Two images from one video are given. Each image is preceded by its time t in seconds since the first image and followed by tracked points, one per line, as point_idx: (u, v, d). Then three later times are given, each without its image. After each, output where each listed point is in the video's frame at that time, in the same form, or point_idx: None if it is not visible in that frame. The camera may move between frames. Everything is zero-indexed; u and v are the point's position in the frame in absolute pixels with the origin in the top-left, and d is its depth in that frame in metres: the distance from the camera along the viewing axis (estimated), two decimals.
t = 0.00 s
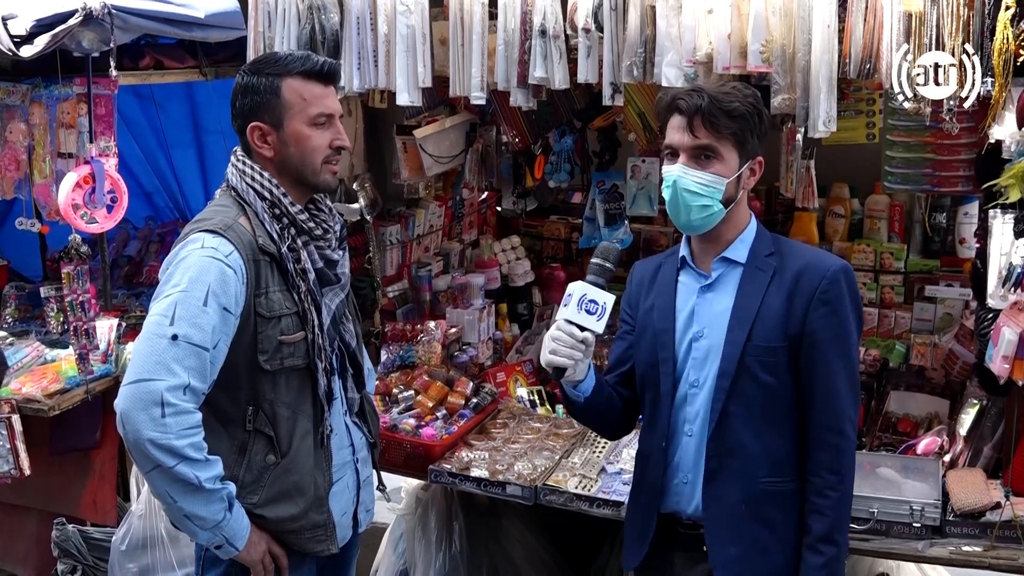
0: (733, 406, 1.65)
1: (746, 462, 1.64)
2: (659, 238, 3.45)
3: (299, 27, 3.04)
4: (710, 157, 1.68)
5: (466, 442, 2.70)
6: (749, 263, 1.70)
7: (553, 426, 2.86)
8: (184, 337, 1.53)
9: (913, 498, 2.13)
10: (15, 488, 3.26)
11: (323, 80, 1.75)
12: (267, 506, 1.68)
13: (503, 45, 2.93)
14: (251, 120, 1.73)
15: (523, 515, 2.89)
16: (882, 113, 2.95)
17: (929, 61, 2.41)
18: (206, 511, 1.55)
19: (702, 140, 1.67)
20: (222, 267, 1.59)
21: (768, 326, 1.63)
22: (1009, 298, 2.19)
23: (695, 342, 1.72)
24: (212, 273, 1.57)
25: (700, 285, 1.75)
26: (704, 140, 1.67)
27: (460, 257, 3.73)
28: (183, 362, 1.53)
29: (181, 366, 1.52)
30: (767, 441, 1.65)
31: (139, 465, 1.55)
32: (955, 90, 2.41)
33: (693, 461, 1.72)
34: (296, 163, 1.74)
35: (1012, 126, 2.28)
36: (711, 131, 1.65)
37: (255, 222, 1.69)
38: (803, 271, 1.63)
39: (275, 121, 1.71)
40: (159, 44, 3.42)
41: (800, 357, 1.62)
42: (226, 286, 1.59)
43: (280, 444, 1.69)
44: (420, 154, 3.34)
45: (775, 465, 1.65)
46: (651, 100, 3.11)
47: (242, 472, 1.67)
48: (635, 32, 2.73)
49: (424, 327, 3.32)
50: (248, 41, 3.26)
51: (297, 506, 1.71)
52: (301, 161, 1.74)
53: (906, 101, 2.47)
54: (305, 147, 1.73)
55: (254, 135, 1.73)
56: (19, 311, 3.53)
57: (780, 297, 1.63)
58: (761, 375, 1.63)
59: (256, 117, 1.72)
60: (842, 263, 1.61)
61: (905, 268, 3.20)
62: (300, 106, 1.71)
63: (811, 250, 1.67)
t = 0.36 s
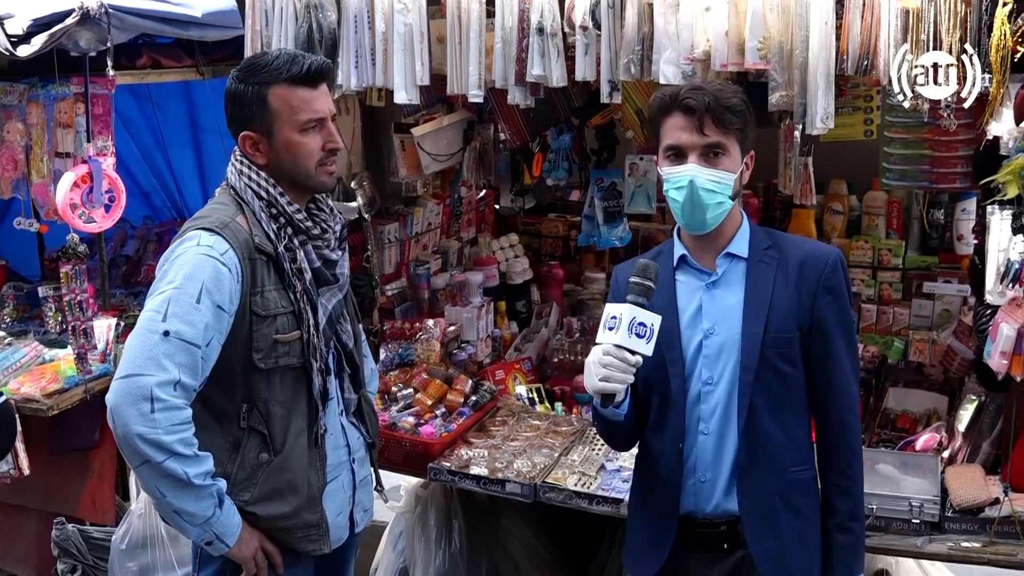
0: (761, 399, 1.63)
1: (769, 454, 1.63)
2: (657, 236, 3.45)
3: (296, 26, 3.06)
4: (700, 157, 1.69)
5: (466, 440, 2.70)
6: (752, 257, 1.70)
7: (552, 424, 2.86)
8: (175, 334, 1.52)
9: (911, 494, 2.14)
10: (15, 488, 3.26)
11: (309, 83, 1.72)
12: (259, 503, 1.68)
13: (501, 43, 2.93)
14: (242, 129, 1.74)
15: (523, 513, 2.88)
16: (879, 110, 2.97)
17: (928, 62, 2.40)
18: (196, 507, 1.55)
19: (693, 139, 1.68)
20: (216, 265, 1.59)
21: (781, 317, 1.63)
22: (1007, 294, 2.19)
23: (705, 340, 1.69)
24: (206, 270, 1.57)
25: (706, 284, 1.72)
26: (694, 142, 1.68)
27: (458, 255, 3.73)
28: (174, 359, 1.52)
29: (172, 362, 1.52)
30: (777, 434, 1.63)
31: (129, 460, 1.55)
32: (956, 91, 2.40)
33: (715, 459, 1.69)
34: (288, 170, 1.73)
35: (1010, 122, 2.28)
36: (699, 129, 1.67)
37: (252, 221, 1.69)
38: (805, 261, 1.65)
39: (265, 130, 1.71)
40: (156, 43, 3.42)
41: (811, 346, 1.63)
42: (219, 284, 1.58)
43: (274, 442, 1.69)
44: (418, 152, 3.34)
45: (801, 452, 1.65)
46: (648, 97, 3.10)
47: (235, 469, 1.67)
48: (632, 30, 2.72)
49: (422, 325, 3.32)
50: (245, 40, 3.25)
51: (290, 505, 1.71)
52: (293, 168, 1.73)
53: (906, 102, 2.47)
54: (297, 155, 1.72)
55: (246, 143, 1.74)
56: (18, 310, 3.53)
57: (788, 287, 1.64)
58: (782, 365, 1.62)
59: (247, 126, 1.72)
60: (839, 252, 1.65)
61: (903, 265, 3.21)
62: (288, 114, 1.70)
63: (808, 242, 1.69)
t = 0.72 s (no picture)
0: (759, 392, 1.63)
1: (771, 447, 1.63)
2: (657, 232, 3.42)
3: (296, 23, 3.07)
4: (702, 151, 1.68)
5: (467, 436, 2.71)
6: (750, 251, 1.70)
7: (553, 420, 2.86)
8: (175, 329, 1.52)
9: (913, 489, 2.14)
10: (19, 486, 3.28)
11: (306, 83, 1.71)
12: (262, 498, 1.68)
13: (501, 39, 2.93)
14: (241, 129, 1.74)
15: (524, 508, 2.86)
16: (879, 105, 2.96)
17: (929, 61, 2.39)
18: (198, 501, 1.55)
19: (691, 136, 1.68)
20: (216, 260, 1.59)
21: (779, 311, 1.63)
22: (1008, 288, 2.19)
23: (705, 335, 1.69)
24: (206, 266, 1.57)
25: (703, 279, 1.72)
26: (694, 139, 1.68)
27: (459, 252, 3.73)
28: (175, 353, 1.53)
29: (173, 357, 1.53)
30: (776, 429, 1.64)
31: (131, 454, 1.55)
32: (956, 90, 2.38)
33: (715, 454, 1.69)
34: (288, 169, 1.74)
35: (1011, 116, 2.28)
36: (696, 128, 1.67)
37: (252, 217, 1.69)
38: (803, 255, 1.66)
39: (263, 130, 1.71)
40: (156, 41, 3.42)
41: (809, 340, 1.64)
42: (220, 279, 1.59)
43: (276, 437, 1.69)
44: (419, 149, 3.34)
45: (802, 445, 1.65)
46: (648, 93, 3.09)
47: (238, 464, 1.67)
48: (632, 25, 2.71)
49: (423, 322, 3.32)
50: (244, 38, 3.25)
51: (293, 499, 1.71)
52: (292, 168, 1.73)
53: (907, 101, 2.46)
54: (295, 154, 1.72)
55: (245, 144, 1.74)
56: (19, 309, 3.53)
57: (785, 281, 1.65)
58: (780, 357, 1.63)
59: (246, 126, 1.73)
60: (835, 246, 1.65)
61: (904, 259, 3.21)
62: (285, 116, 1.70)
63: (805, 237, 1.70)
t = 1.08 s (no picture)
0: (746, 389, 1.63)
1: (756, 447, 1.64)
2: (657, 230, 3.47)
3: (294, 22, 3.07)
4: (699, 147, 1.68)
5: (466, 435, 2.71)
6: (746, 248, 1.70)
7: (553, 418, 2.86)
8: (178, 327, 1.53)
9: (912, 485, 2.13)
10: (19, 486, 3.28)
11: (305, 83, 1.71)
12: (263, 496, 1.68)
13: (499, 37, 2.93)
14: (241, 130, 1.74)
15: (525, 506, 2.86)
16: (878, 102, 2.96)
17: (929, 62, 2.40)
18: (200, 499, 1.55)
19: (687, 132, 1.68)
20: (217, 258, 1.59)
21: (771, 307, 1.63)
22: (1007, 284, 2.19)
23: (697, 331, 1.70)
24: (207, 264, 1.57)
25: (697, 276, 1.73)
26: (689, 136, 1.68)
27: (458, 250, 3.73)
28: (177, 351, 1.53)
29: (175, 355, 1.53)
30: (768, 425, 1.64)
31: (133, 452, 1.56)
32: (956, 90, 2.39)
33: (704, 450, 1.69)
34: (288, 170, 1.74)
35: (1009, 113, 2.27)
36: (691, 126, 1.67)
37: (253, 216, 1.69)
38: (799, 252, 1.65)
39: (263, 131, 1.72)
40: (154, 41, 3.42)
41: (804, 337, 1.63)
42: (221, 277, 1.59)
43: (277, 436, 1.70)
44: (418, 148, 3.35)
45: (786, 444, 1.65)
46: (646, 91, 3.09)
47: (239, 462, 1.68)
48: (631, 23, 2.72)
49: (423, 321, 3.32)
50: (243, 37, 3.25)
51: (294, 497, 1.71)
52: (292, 168, 1.73)
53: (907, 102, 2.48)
54: (295, 154, 1.72)
55: (246, 144, 1.74)
56: (18, 309, 3.53)
57: (780, 278, 1.65)
58: (769, 355, 1.62)
59: (245, 127, 1.73)
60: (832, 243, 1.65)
61: (902, 257, 3.21)
62: (285, 116, 1.70)
63: (803, 234, 1.70)
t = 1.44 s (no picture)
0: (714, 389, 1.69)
1: (721, 445, 1.71)
2: (656, 229, 3.49)
3: (293, 21, 3.08)
4: (698, 145, 1.68)
5: (466, 434, 2.70)
6: (736, 249, 1.71)
7: (553, 417, 2.86)
8: (176, 326, 1.53)
9: (912, 483, 2.14)
10: (19, 487, 3.28)
11: (307, 83, 1.71)
12: (261, 495, 1.69)
13: (497, 36, 2.93)
14: (241, 130, 1.74)
15: (525, 505, 2.85)
16: (877, 100, 2.95)
17: (928, 62, 2.40)
18: (198, 500, 1.55)
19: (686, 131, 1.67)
20: (215, 258, 1.59)
21: (750, 311, 1.65)
22: (1006, 282, 2.20)
23: (681, 329, 1.76)
24: (205, 264, 1.57)
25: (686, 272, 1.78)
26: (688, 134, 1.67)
27: (458, 249, 3.73)
28: (176, 351, 1.53)
29: (174, 355, 1.53)
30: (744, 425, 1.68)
31: (131, 452, 1.56)
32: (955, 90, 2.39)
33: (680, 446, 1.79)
34: (288, 170, 1.74)
35: (1007, 110, 2.26)
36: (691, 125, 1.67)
37: (250, 215, 1.69)
38: (786, 257, 1.65)
39: (263, 131, 1.71)
40: (153, 41, 3.41)
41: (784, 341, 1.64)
42: (219, 277, 1.59)
43: (275, 435, 1.70)
44: (417, 147, 3.34)
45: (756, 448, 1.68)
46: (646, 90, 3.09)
47: (236, 461, 1.68)
48: (629, 21, 2.71)
49: (422, 320, 3.32)
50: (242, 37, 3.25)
51: (292, 496, 1.71)
52: (292, 168, 1.73)
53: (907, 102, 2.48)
54: (295, 154, 1.72)
55: (245, 144, 1.74)
56: (18, 309, 3.53)
57: (763, 283, 1.65)
58: (743, 358, 1.65)
59: (246, 127, 1.73)
60: (825, 249, 1.63)
61: (902, 254, 3.21)
62: (286, 115, 1.70)
63: (798, 238, 1.68)
